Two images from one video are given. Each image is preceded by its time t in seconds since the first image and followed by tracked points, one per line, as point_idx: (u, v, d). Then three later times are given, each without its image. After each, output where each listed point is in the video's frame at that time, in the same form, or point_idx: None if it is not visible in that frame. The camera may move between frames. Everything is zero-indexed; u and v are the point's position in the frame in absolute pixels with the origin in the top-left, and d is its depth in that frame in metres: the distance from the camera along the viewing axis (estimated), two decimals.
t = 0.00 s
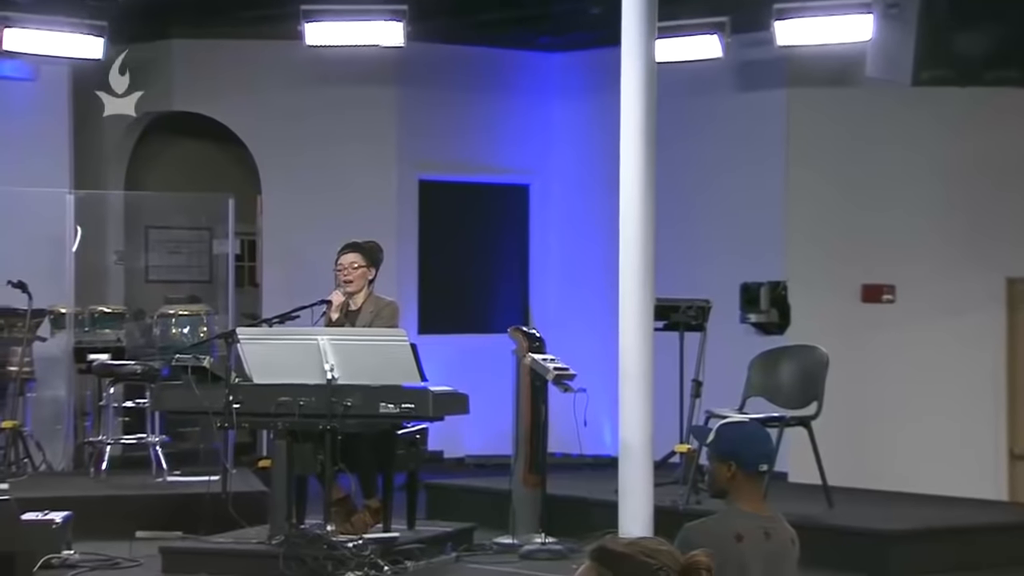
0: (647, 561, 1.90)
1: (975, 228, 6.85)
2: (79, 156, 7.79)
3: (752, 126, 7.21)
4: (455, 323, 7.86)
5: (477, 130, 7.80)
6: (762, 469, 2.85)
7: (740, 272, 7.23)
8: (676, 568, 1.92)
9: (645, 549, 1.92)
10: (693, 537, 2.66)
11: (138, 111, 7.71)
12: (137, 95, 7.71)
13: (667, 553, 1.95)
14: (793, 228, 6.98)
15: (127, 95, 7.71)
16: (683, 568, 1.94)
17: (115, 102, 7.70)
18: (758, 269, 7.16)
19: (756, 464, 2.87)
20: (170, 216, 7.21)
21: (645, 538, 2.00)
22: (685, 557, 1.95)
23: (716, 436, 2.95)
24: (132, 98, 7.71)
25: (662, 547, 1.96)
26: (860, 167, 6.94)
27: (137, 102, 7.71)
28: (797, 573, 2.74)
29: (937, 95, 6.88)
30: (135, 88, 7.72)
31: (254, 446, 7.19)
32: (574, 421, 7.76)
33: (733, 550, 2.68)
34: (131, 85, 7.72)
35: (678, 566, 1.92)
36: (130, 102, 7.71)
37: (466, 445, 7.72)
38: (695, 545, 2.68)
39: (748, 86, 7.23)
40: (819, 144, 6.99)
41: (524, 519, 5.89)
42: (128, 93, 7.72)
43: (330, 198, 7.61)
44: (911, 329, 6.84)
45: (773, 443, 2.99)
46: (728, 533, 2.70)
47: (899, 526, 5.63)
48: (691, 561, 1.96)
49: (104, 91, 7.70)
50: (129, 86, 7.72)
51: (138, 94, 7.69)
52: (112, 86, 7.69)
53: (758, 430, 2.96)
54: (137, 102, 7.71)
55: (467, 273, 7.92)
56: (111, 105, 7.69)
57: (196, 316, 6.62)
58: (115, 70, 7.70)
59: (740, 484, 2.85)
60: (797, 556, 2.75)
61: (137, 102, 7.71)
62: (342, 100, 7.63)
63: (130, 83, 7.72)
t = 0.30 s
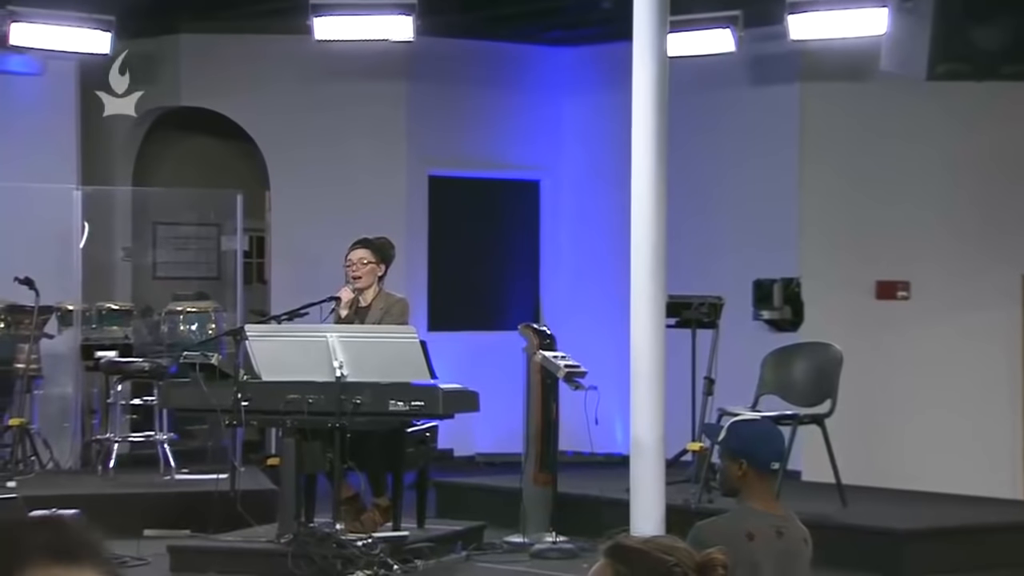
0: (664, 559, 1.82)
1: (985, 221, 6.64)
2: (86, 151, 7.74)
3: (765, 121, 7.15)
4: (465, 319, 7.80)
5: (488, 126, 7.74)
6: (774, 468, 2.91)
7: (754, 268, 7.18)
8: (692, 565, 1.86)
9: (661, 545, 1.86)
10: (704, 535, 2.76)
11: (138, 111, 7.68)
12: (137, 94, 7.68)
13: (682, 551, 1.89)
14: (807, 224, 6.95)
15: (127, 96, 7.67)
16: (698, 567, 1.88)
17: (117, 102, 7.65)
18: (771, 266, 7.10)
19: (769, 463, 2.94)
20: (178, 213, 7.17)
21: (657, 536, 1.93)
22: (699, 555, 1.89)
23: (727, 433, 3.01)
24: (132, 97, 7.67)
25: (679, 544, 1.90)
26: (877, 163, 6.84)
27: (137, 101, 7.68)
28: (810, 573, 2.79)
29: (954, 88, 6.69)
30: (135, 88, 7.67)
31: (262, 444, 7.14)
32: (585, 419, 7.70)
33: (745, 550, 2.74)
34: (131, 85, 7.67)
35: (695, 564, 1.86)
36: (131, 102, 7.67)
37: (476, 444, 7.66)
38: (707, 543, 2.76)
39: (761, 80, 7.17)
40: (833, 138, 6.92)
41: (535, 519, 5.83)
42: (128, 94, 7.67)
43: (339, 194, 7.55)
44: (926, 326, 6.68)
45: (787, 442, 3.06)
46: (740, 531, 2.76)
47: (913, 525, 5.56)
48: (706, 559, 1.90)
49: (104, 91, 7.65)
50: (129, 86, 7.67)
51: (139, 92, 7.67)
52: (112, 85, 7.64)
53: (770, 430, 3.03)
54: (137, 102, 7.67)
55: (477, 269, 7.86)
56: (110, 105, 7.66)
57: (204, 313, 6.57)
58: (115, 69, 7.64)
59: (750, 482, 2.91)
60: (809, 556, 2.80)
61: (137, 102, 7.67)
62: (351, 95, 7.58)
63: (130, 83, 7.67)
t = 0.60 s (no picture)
0: (677, 557, 1.74)
1: (1000, 213, 6.44)
2: (92, 146, 7.65)
3: (780, 115, 7.05)
4: (475, 316, 7.71)
5: (499, 120, 7.64)
6: (788, 467, 2.80)
7: (770, 264, 7.08)
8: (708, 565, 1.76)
9: (676, 545, 1.76)
10: (718, 534, 2.67)
11: (138, 111, 7.63)
12: (137, 94, 7.63)
13: (697, 550, 1.80)
14: (823, 219, 6.83)
15: (127, 96, 7.61)
16: (714, 567, 1.80)
17: (115, 103, 7.58)
18: (786, 262, 7.00)
19: (781, 462, 2.82)
20: (184, 208, 7.10)
21: (674, 537, 1.84)
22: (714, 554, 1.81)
23: (739, 432, 2.90)
24: (132, 98, 7.62)
25: (695, 544, 1.81)
26: (895, 157, 6.67)
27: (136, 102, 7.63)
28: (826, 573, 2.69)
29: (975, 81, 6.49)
30: (135, 88, 7.61)
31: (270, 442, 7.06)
32: (597, 418, 7.60)
33: (758, 550, 2.65)
34: (131, 85, 7.61)
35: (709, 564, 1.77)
36: (131, 103, 7.62)
37: (486, 442, 7.58)
38: (719, 545, 2.66)
39: (776, 74, 7.08)
40: (850, 132, 6.80)
41: (546, 519, 5.74)
42: (127, 94, 7.61)
43: (348, 190, 7.47)
44: (945, 323, 6.49)
45: (799, 438, 2.95)
46: (753, 531, 2.66)
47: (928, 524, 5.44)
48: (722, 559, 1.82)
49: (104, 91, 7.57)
50: (130, 86, 7.61)
51: (139, 92, 7.62)
52: (112, 86, 7.56)
53: (783, 426, 2.92)
54: (137, 103, 7.62)
55: (488, 265, 7.77)
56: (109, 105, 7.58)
57: (211, 310, 6.49)
58: (115, 69, 7.56)
59: (763, 481, 2.81)
60: (825, 556, 2.70)
61: (137, 102, 7.62)
62: (360, 89, 7.49)
63: (131, 84, 7.61)
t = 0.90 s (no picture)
0: (687, 557, 1.70)
1: (1017, 207, 6.32)
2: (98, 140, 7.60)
3: (795, 108, 6.96)
4: (486, 313, 7.63)
5: (509, 114, 7.56)
6: (802, 466, 2.78)
7: (784, 260, 6.99)
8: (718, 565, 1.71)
9: (686, 544, 1.72)
10: (732, 535, 2.65)
11: (138, 111, 7.61)
12: (137, 95, 7.60)
13: (710, 551, 1.76)
14: (836, 215, 6.75)
15: (127, 96, 7.58)
16: (724, 567, 1.75)
17: (115, 103, 7.55)
18: (800, 258, 6.91)
19: (796, 462, 2.80)
20: (191, 204, 7.04)
21: (687, 537, 1.80)
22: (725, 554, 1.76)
23: (754, 431, 2.88)
24: (132, 98, 7.59)
25: (708, 544, 1.77)
26: (911, 151, 6.56)
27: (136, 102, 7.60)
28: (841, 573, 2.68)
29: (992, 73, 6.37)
30: (135, 88, 7.59)
31: (278, 440, 7.00)
32: (609, 417, 7.52)
33: (773, 549, 2.64)
34: (131, 85, 7.58)
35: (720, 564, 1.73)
36: (131, 103, 7.59)
37: (497, 441, 7.49)
38: (734, 545, 2.64)
39: (790, 67, 6.98)
40: (866, 127, 6.69)
41: (556, 517, 5.65)
42: (127, 94, 7.59)
43: (357, 187, 7.40)
44: (964, 320, 6.37)
45: (814, 438, 2.92)
46: (768, 532, 2.65)
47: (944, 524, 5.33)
48: (734, 559, 1.77)
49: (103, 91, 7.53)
50: (129, 87, 7.58)
51: (139, 92, 7.59)
52: (112, 86, 7.54)
53: (798, 425, 2.89)
54: (137, 103, 7.60)
55: (499, 262, 7.70)
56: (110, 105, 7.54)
57: (218, 307, 6.40)
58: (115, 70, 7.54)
59: (776, 479, 2.79)
60: (840, 556, 2.69)
61: (136, 103, 7.60)
62: (369, 83, 7.41)
63: (130, 84, 7.58)
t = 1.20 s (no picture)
0: (692, 557, 1.76)
1: None
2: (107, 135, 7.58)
3: (809, 103, 6.88)
4: (496, 310, 7.57)
5: (520, 110, 7.48)
6: (816, 463, 2.77)
7: (797, 256, 6.92)
8: (725, 565, 1.78)
9: (695, 545, 1.79)
10: (745, 535, 2.64)
11: (139, 111, 7.56)
12: (136, 95, 7.55)
13: (718, 550, 1.81)
14: (852, 209, 6.65)
15: (128, 96, 7.51)
16: (732, 567, 1.80)
17: (115, 103, 7.48)
18: (815, 255, 6.83)
19: (810, 459, 2.79)
20: (198, 199, 7.00)
21: (699, 536, 1.86)
22: (734, 554, 1.81)
23: (767, 430, 2.87)
24: (132, 99, 7.52)
25: (717, 544, 1.82)
26: (927, 146, 6.49)
27: (136, 103, 7.55)
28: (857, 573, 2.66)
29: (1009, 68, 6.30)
30: (135, 88, 7.53)
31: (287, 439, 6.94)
32: (620, 414, 7.45)
33: (787, 549, 2.62)
34: (131, 85, 7.52)
35: (726, 564, 1.78)
36: (131, 104, 7.53)
37: (507, 440, 7.43)
38: (747, 544, 2.64)
39: (805, 61, 6.90)
40: (881, 121, 6.61)
41: (567, 516, 5.60)
42: (127, 94, 7.52)
43: (366, 183, 7.35)
44: (980, 317, 6.29)
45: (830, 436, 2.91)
46: (782, 531, 2.64)
47: (960, 523, 5.26)
48: (741, 559, 1.81)
49: (104, 91, 7.44)
50: (129, 87, 7.51)
51: (139, 93, 7.54)
52: (112, 86, 7.47)
53: (813, 423, 2.88)
54: (137, 104, 7.55)
55: (510, 259, 7.64)
56: (109, 105, 7.47)
57: (226, 303, 6.40)
58: (115, 70, 7.46)
59: (791, 478, 2.78)
60: (856, 557, 2.66)
61: (137, 104, 7.55)
62: (379, 78, 7.36)
63: (130, 84, 7.51)
